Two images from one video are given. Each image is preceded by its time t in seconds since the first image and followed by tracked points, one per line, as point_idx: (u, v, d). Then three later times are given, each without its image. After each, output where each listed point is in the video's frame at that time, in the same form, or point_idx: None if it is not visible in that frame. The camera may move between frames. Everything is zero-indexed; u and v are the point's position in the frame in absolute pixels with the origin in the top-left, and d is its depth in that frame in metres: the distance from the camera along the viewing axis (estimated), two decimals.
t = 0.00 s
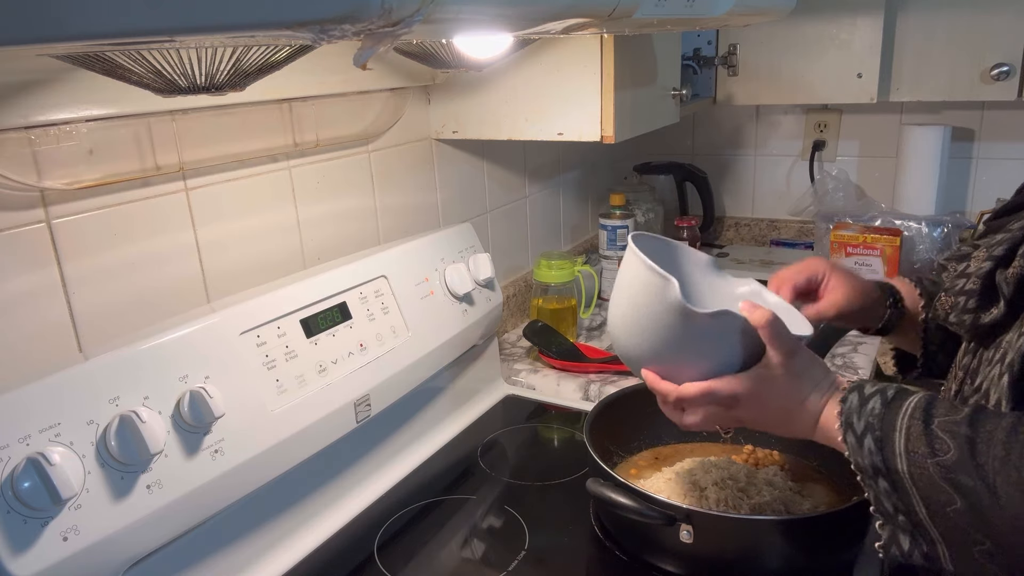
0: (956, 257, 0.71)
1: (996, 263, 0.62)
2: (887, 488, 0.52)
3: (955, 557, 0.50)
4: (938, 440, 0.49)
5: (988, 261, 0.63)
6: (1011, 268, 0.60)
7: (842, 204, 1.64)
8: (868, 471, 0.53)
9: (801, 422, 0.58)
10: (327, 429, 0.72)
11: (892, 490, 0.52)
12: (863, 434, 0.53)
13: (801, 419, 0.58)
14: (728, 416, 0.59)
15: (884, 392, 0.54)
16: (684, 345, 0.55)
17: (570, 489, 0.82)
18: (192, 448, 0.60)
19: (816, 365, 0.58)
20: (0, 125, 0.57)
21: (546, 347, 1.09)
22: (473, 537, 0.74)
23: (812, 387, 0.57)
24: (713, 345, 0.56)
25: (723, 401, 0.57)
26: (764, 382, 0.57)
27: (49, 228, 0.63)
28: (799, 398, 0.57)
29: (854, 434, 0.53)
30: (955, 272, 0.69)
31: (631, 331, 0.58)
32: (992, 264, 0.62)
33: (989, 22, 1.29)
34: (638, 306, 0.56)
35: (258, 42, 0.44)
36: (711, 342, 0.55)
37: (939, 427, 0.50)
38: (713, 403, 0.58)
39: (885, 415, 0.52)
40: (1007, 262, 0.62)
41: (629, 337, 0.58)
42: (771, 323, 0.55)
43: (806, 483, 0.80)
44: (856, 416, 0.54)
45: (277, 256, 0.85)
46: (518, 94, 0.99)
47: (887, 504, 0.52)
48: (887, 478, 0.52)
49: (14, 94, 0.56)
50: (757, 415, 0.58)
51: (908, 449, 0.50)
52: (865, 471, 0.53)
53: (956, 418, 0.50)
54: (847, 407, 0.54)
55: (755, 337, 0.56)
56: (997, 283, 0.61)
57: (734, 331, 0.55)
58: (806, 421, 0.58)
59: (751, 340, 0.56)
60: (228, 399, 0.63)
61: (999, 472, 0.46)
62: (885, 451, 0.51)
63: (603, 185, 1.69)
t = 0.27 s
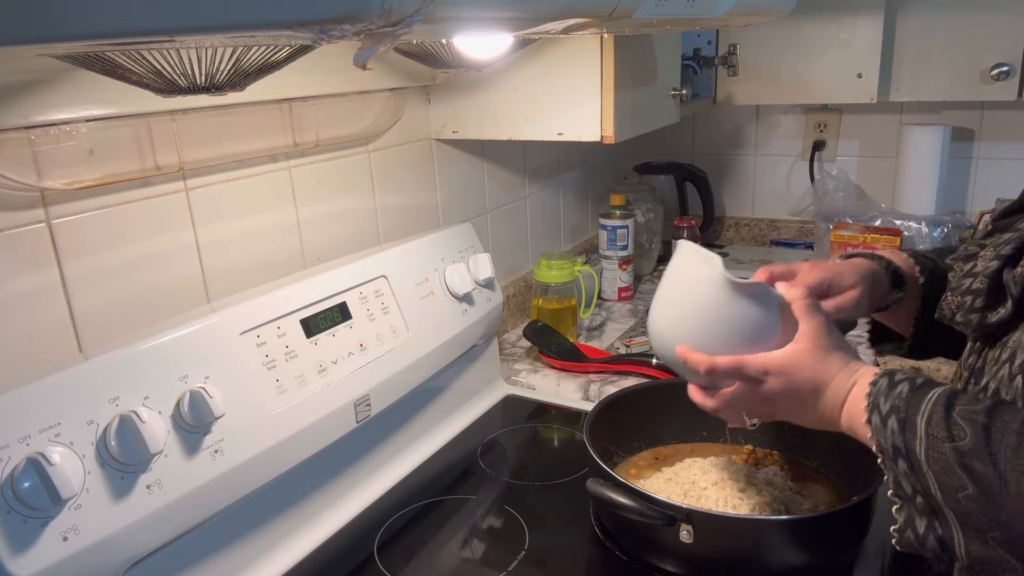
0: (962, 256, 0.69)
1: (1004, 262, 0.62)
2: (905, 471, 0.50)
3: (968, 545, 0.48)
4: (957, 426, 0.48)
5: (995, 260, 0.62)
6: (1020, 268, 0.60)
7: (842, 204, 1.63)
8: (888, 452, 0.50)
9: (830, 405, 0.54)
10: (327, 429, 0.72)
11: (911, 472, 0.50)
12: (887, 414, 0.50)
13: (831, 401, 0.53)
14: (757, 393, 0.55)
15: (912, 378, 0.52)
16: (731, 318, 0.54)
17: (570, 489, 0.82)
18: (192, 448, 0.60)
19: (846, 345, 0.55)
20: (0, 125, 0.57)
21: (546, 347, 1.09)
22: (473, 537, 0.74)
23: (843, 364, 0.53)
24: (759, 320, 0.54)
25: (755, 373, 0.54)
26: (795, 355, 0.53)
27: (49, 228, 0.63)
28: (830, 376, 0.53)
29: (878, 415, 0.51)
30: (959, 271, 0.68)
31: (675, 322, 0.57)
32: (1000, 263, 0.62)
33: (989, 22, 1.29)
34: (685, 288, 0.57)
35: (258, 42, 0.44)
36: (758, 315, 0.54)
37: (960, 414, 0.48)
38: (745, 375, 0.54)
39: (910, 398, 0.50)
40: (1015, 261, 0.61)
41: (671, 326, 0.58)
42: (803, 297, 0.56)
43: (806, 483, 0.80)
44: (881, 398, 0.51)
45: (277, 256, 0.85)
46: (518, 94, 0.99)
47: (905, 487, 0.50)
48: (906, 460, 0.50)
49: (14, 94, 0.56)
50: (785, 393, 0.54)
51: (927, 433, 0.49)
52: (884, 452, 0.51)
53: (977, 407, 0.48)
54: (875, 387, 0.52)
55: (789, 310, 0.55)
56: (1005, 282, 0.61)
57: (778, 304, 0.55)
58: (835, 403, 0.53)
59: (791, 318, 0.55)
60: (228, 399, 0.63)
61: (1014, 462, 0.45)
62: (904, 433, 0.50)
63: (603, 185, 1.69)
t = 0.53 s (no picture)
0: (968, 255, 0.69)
1: (1017, 264, 0.62)
2: (919, 464, 0.51)
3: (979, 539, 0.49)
4: (971, 421, 0.48)
5: (1007, 262, 0.62)
6: None
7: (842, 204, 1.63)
8: (903, 445, 0.51)
9: (844, 399, 0.55)
10: (327, 429, 0.72)
11: (924, 466, 0.50)
12: (903, 408, 0.51)
13: (845, 394, 0.55)
14: (772, 388, 0.56)
15: (929, 373, 0.52)
16: (746, 313, 0.54)
17: (569, 490, 0.82)
18: (192, 448, 0.60)
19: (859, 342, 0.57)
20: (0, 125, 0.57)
21: (546, 347, 1.09)
22: (473, 537, 0.74)
23: (857, 359, 0.55)
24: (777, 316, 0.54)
25: (770, 366, 0.55)
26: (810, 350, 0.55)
27: (49, 228, 0.63)
28: (845, 370, 0.55)
29: (895, 408, 0.52)
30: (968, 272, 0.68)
31: (691, 318, 0.58)
32: (1012, 266, 0.62)
33: (989, 22, 1.29)
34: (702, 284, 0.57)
35: (258, 42, 0.44)
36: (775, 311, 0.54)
37: (974, 410, 0.48)
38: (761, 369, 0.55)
39: (928, 392, 0.51)
40: None
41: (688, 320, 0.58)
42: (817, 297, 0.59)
43: (806, 483, 0.80)
44: (898, 392, 0.52)
45: (278, 256, 0.85)
46: (518, 94, 0.99)
47: (919, 480, 0.51)
48: (920, 454, 0.50)
49: (14, 94, 0.56)
50: (800, 387, 0.55)
51: (941, 427, 0.49)
52: (900, 445, 0.52)
53: (993, 403, 0.48)
54: (892, 381, 0.53)
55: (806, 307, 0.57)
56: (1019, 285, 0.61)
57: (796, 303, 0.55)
58: (851, 397, 0.55)
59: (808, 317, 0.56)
60: (228, 399, 0.63)
61: None
62: (920, 427, 0.50)
63: (603, 185, 1.69)
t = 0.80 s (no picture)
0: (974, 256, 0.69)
1: (1022, 264, 0.62)
2: (923, 468, 0.51)
3: (985, 542, 0.50)
4: (978, 424, 0.49)
5: (1013, 261, 0.63)
6: None
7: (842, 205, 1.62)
8: (907, 448, 0.52)
9: (847, 399, 0.55)
10: (327, 429, 0.72)
11: (929, 469, 0.51)
12: (908, 411, 0.52)
13: (847, 395, 0.55)
14: (773, 387, 0.54)
15: (932, 377, 0.54)
16: (748, 304, 0.54)
17: (569, 490, 0.82)
18: (192, 448, 0.60)
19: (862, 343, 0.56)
20: None
21: (546, 347, 1.09)
22: (473, 537, 0.74)
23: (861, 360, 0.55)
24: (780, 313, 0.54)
25: (772, 364, 0.53)
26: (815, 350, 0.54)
27: (49, 228, 0.63)
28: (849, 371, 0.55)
29: (899, 411, 0.53)
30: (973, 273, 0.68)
31: (691, 311, 0.57)
32: (1018, 265, 0.62)
33: (989, 22, 1.29)
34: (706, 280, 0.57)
35: (258, 42, 0.44)
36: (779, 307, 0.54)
37: (980, 414, 0.49)
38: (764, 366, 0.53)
39: (932, 395, 0.52)
40: None
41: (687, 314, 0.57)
42: (825, 291, 0.57)
43: (806, 483, 0.80)
44: (903, 394, 0.53)
45: (278, 256, 0.85)
46: (518, 94, 0.99)
47: (923, 484, 0.52)
48: (925, 457, 0.51)
49: (14, 94, 0.56)
50: (802, 386, 0.54)
51: (948, 431, 0.50)
52: (903, 448, 0.52)
53: (998, 406, 0.49)
54: (896, 383, 0.54)
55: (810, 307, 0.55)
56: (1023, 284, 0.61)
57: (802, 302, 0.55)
58: (852, 398, 0.55)
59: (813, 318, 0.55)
60: (229, 399, 0.63)
61: None
62: (926, 431, 0.51)
63: (603, 185, 1.69)
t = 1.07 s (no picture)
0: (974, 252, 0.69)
1: (1020, 263, 0.62)
2: (906, 457, 0.51)
3: (965, 533, 0.49)
4: (965, 415, 0.49)
5: (1011, 260, 0.63)
6: None
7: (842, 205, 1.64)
8: (891, 437, 0.52)
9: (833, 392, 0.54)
10: (326, 429, 0.72)
11: (912, 458, 0.51)
12: (895, 401, 0.52)
13: (834, 385, 0.54)
14: (762, 362, 0.53)
15: (920, 372, 0.54)
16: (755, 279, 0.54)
17: (569, 490, 0.82)
18: (192, 448, 0.60)
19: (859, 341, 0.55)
20: None
21: (546, 347, 1.09)
22: (473, 537, 0.74)
23: (854, 355, 0.54)
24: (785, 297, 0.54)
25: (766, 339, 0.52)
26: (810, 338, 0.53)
27: (49, 228, 0.63)
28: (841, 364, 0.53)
29: (886, 400, 0.52)
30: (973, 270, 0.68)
31: (699, 272, 0.57)
32: (1016, 264, 0.62)
33: (989, 22, 1.29)
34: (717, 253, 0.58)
35: (258, 42, 0.44)
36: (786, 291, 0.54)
37: (968, 405, 0.50)
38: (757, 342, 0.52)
39: (920, 388, 0.52)
40: None
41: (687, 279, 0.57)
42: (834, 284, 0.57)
43: (806, 483, 0.80)
44: (892, 385, 0.53)
45: (278, 256, 0.85)
46: (518, 94, 0.99)
47: (903, 473, 0.51)
48: (909, 446, 0.51)
49: (14, 94, 0.56)
50: (791, 367, 0.53)
51: (936, 420, 0.50)
52: (887, 437, 0.52)
53: (985, 400, 0.50)
54: (887, 376, 0.53)
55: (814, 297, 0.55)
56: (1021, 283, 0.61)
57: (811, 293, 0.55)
58: (838, 390, 0.54)
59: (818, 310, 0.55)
60: (228, 398, 0.63)
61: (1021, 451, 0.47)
62: (914, 419, 0.51)
63: (603, 185, 1.69)
